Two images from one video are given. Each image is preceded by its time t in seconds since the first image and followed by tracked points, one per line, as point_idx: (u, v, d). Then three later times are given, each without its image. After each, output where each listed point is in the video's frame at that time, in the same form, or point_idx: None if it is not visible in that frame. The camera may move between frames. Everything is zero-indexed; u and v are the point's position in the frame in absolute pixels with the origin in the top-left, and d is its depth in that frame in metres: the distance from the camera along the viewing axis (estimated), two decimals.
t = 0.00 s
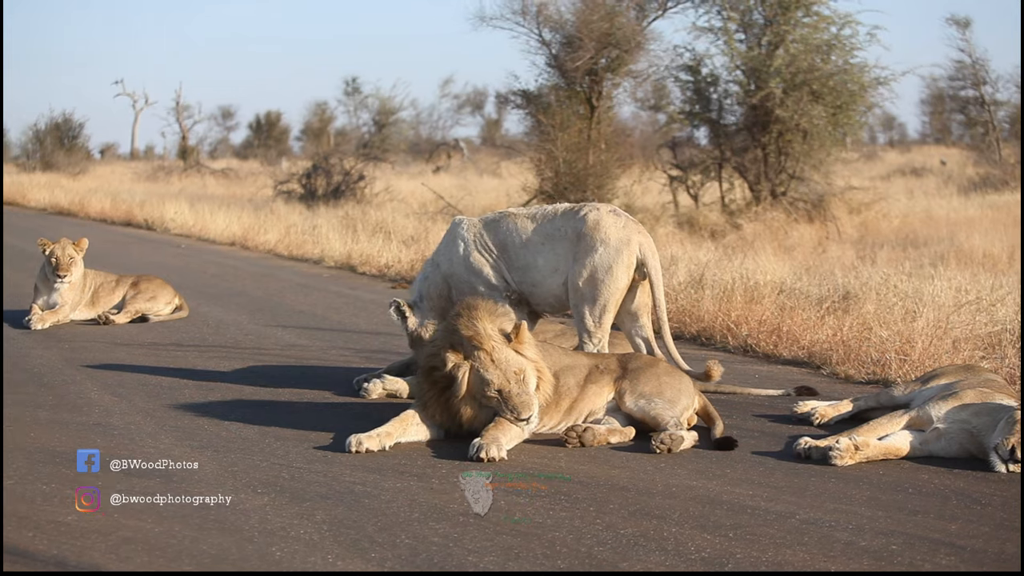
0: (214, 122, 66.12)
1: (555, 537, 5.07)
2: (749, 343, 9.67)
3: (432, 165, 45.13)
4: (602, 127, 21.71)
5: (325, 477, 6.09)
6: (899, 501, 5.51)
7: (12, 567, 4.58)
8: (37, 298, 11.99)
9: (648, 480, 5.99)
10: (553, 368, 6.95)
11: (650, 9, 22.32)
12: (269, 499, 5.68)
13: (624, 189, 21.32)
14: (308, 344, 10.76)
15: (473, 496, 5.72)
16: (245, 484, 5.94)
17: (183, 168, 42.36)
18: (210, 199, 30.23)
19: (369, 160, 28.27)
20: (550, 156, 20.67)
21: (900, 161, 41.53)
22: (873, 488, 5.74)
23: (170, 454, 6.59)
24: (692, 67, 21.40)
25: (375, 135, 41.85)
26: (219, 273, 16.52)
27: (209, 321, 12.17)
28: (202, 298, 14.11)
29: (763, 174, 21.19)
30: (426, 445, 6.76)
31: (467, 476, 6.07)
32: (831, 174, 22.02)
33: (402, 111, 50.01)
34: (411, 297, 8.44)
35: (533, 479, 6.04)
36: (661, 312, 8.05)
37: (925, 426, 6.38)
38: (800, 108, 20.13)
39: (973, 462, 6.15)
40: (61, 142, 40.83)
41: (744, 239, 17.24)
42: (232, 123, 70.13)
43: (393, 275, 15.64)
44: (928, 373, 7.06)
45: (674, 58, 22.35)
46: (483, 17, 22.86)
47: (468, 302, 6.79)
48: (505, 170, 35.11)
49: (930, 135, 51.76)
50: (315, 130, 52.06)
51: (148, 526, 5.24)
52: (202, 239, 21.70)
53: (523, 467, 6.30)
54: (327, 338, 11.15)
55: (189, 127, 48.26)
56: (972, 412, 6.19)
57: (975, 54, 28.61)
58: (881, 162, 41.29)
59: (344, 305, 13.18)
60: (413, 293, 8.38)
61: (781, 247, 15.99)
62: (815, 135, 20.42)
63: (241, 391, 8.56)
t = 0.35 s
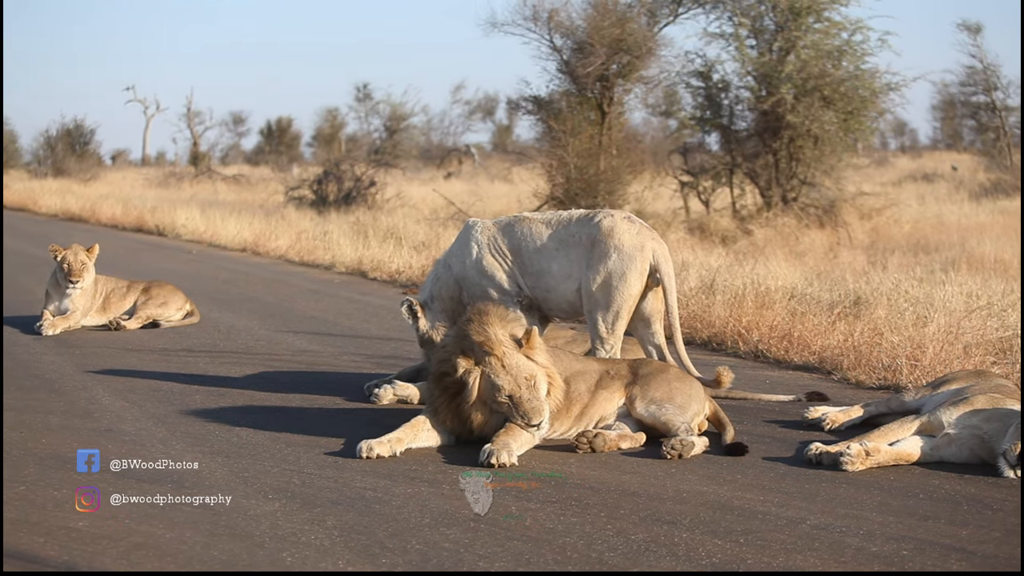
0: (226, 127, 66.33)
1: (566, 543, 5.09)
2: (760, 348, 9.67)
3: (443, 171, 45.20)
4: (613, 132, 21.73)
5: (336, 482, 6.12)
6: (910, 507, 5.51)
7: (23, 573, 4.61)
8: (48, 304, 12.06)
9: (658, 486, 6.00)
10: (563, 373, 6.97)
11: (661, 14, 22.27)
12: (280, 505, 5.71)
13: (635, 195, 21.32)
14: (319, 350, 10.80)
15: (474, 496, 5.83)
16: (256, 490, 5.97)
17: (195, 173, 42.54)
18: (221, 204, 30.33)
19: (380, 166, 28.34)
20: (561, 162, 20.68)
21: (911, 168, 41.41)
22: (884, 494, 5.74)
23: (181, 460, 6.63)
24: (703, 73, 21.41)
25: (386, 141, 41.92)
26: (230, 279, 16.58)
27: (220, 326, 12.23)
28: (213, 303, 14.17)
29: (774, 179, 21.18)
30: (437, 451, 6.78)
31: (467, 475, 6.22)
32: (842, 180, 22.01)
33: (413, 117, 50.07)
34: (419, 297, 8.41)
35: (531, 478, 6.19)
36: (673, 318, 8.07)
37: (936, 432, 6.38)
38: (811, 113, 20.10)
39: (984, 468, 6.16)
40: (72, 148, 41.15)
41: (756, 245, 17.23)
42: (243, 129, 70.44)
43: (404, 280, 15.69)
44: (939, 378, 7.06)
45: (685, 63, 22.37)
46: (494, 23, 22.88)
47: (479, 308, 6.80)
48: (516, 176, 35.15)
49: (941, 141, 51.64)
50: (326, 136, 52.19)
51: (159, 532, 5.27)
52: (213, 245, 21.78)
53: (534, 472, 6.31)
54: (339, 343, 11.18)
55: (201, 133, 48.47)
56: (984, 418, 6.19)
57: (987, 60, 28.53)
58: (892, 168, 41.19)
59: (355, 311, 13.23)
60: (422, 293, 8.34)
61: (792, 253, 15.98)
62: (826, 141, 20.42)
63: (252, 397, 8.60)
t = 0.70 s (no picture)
0: (231, 129, 66.44)
1: (571, 546, 5.09)
2: (765, 350, 9.66)
3: (448, 174, 45.23)
4: (619, 135, 21.74)
5: (340, 485, 6.13)
6: (915, 510, 5.50)
7: None
8: (53, 306, 12.08)
9: (663, 489, 6.01)
10: (568, 376, 6.98)
11: (666, 17, 22.37)
12: (286, 508, 5.72)
13: (641, 198, 21.34)
14: (325, 352, 10.82)
15: (474, 496, 5.89)
16: (260, 493, 5.98)
17: (200, 176, 42.64)
18: (227, 207, 30.37)
19: (385, 169, 28.37)
20: (566, 164, 20.68)
21: (916, 170, 41.37)
22: (890, 497, 5.74)
23: (186, 462, 6.64)
24: (709, 76, 21.42)
25: (392, 143, 41.96)
26: (235, 282, 16.61)
27: (225, 329, 12.25)
28: (218, 306, 14.19)
29: (779, 182, 21.19)
30: (442, 453, 6.79)
31: (467, 476, 6.29)
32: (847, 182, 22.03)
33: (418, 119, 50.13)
34: (424, 296, 8.45)
35: (530, 479, 6.24)
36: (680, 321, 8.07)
37: (941, 434, 6.37)
38: (817, 116, 20.09)
39: (988, 471, 6.16)
40: (78, 151, 41.29)
41: (761, 248, 17.23)
42: (248, 132, 70.59)
43: (409, 282, 15.71)
44: (944, 381, 7.06)
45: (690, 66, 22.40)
46: (499, 26, 22.92)
47: (485, 310, 6.82)
48: (521, 178, 35.17)
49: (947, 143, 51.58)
50: (331, 139, 52.26)
51: (163, 534, 5.28)
52: (218, 248, 21.83)
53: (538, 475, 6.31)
54: (344, 346, 11.20)
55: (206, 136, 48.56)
56: (989, 421, 6.20)
57: (993, 63, 28.49)
58: (897, 170, 41.18)
59: (360, 313, 13.25)
60: (427, 292, 8.41)
61: (797, 256, 15.98)
62: (831, 143, 20.41)
63: (257, 399, 8.61)
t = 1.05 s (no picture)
0: (232, 130, 66.46)
1: (573, 546, 5.10)
2: (767, 351, 9.67)
3: (451, 175, 45.24)
4: (621, 136, 21.74)
5: (342, 485, 6.14)
6: (917, 511, 5.51)
7: None
8: (55, 307, 12.10)
9: (665, 489, 6.01)
10: (570, 377, 6.98)
11: (668, 18, 22.39)
12: (287, 509, 5.73)
13: (643, 199, 21.35)
14: (327, 353, 10.83)
15: (474, 496, 5.90)
16: (262, 494, 6.00)
17: (202, 177, 42.68)
18: (229, 208, 30.40)
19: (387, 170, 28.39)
20: (568, 165, 20.68)
21: (917, 171, 41.35)
22: (892, 497, 5.74)
23: (188, 463, 6.65)
24: (710, 77, 21.42)
25: (394, 144, 41.97)
26: (237, 283, 16.63)
27: (227, 330, 12.27)
28: (220, 307, 14.20)
29: (781, 183, 21.20)
30: (444, 454, 6.80)
31: (468, 476, 6.30)
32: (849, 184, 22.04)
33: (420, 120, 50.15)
34: (425, 293, 8.46)
35: (529, 479, 6.25)
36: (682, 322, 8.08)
37: (943, 436, 6.37)
38: (819, 117, 20.06)
39: (989, 472, 6.15)
40: (80, 152, 41.35)
41: (763, 249, 17.23)
42: (250, 134, 70.65)
43: (411, 283, 15.72)
44: (946, 382, 7.05)
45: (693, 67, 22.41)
46: (501, 27, 22.94)
47: (487, 311, 6.82)
48: (523, 180, 35.17)
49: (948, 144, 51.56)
50: (333, 140, 52.28)
51: (166, 535, 5.29)
52: (220, 249, 21.85)
53: (540, 477, 6.31)
54: (347, 347, 11.22)
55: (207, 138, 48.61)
56: (992, 421, 6.19)
57: (994, 65, 28.45)
58: (899, 172, 41.17)
59: (362, 314, 13.26)
60: (427, 289, 8.42)
61: (800, 257, 15.97)
62: (833, 144, 20.40)
63: (259, 400, 8.62)
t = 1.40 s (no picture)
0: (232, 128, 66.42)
1: (573, 544, 5.10)
2: (767, 349, 9.67)
3: (451, 173, 45.22)
4: (620, 133, 21.72)
5: (343, 483, 6.14)
6: (918, 508, 5.51)
7: None
8: (55, 304, 12.09)
9: (665, 487, 6.01)
10: (570, 374, 6.97)
11: (668, 15, 22.37)
12: (287, 506, 5.73)
13: (642, 196, 21.35)
14: (328, 351, 10.83)
15: (474, 496, 5.85)
16: (263, 491, 6.00)
17: (201, 175, 42.67)
18: (229, 206, 30.40)
19: (387, 167, 28.37)
20: (567, 163, 20.66)
21: (916, 168, 41.34)
22: (892, 494, 5.75)
23: (189, 461, 6.65)
24: (710, 74, 21.42)
25: (394, 142, 41.96)
26: (237, 281, 16.62)
27: (227, 328, 12.26)
28: (220, 305, 14.20)
29: (781, 180, 21.18)
30: (444, 452, 6.80)
31: (468, 476, 6.25)
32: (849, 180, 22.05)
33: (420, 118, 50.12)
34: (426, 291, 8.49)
35: (530, 479, 6.21)
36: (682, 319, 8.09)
37: (943, 433, 6.39)
38: (818, 114, 20.06)
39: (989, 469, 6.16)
40: (79, 150, 41.34)
41: (763, 246, 17.22)
42: (250, 132, 70.63)
43: (411, 281, 15.71)
44: (947, 379, 7.06)
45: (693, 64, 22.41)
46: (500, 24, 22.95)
47: (486, 308, 6.81)
48: (523, 178, 35.16)
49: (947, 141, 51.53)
50: (333, 138, 52.25)
51: (166, 533, 5.29)
52: (220, 247, 21.84)
53: (540, 474, 6.31)
54: (347, 344, 11.21)
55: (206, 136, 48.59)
56: (991, 418, 6.21)
57: (994, 62, 28.43)
58: (899, 169, 41.15)
59: (362, 312, 13.27)
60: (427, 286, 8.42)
61: (800, 254, 15.97)
62: (833, 141, 20.40)
63: (259, 398, 8.62)
